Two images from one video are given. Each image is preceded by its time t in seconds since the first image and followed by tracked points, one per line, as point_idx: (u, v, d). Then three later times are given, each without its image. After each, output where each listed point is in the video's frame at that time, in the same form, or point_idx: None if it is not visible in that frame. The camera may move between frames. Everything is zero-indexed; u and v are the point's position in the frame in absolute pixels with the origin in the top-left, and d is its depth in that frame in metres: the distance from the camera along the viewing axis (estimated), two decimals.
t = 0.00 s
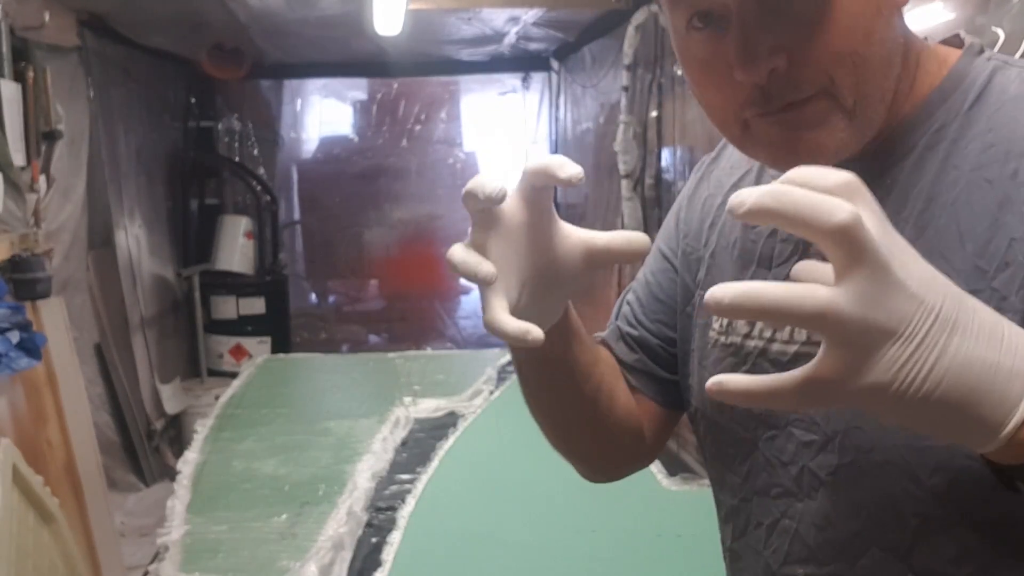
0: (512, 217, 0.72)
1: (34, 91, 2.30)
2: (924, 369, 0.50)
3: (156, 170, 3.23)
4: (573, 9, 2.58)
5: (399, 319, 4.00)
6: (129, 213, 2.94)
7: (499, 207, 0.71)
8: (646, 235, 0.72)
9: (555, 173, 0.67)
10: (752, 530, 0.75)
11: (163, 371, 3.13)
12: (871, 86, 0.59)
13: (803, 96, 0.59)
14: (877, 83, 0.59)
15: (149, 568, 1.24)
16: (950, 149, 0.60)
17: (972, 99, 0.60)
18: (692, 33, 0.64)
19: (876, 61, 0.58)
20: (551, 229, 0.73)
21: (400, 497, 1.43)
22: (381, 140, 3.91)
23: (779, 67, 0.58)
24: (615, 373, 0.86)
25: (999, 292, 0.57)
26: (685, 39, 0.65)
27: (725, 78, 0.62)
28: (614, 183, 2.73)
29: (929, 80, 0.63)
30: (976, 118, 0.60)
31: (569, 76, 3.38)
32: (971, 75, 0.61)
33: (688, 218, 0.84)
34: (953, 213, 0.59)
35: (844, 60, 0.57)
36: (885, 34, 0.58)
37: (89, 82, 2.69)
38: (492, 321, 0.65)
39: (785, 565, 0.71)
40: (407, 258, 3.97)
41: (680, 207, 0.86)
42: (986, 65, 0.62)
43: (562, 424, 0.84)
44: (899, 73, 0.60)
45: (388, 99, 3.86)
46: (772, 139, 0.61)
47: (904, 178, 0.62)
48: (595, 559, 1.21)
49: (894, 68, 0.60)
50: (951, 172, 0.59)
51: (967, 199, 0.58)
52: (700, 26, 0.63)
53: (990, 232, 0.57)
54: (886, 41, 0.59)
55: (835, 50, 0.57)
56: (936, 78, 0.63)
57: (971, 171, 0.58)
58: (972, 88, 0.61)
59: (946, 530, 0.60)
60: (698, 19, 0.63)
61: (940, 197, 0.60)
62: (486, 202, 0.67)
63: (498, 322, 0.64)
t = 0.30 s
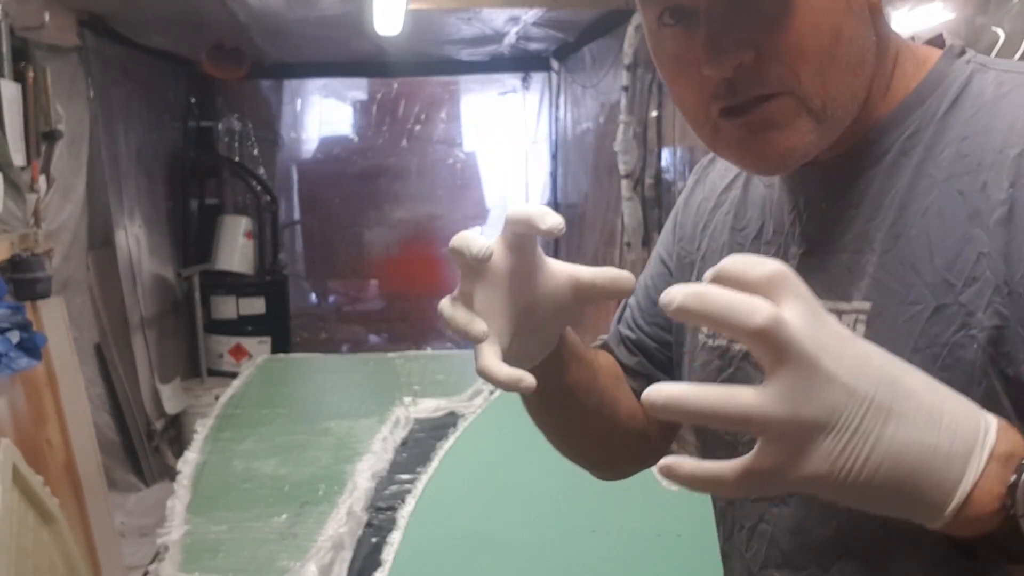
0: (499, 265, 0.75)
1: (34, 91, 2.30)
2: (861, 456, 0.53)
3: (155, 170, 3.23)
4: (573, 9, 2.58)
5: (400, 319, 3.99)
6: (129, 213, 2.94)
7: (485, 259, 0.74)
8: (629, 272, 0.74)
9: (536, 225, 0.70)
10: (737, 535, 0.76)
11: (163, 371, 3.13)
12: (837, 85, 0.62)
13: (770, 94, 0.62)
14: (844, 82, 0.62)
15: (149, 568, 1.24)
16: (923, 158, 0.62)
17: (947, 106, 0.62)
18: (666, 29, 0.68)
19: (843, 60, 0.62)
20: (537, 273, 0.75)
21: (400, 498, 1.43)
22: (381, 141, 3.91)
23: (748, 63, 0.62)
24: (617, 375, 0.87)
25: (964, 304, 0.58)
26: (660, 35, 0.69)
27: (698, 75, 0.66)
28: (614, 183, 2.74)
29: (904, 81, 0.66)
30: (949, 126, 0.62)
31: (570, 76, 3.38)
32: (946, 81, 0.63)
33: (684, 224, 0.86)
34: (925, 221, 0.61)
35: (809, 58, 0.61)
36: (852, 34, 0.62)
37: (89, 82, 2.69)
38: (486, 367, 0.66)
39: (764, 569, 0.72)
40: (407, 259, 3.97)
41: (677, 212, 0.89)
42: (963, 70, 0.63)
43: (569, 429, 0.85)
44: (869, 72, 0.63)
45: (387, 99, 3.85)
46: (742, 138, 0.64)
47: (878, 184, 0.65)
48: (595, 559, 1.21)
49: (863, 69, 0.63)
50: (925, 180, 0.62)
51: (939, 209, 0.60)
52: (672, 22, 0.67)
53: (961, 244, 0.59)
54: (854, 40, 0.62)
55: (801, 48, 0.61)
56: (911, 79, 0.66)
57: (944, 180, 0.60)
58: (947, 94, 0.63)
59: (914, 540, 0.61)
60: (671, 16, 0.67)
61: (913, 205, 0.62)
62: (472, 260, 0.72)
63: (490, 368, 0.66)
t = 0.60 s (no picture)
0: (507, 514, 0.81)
1: (35, 90, 2.29)
2: None
3: (155, 170, 3.23)
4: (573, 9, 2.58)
5: (399, 319, 4.01)
6: (129, 213, 2.94)
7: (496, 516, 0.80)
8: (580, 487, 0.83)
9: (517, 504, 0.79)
10: (722, 529, 0.78)
11: (163, 371, 3.13)
12: (849, 77, 0.59)
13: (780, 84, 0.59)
14: (858, 72, 0.59)
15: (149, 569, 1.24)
16: (915, 165, 0.58)
17: (949, 106, 0.58)
18: (669, 10, 0.66)
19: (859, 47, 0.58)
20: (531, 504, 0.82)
21: (400, 497, 1.43)
22: (381, 141, 3.91)
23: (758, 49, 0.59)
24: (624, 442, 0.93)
25: (942, 325, 0.54)
26: (662, 17, 0.67)
27: (704, 63, 0.64)
28: (614, 183, 2.74)
29: (919, 68, 0.62)
30: (946, 130, 0.57)
31: (570, 76, 3.39)
32: (950, 80, 0.59)
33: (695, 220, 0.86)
34: (911, 232, 0.57)
35: (824, 46, 0.58)
36: (871, 19, 0.58)
37: (89, 82, 2.69)
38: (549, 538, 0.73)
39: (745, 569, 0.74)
40: (407, 258, 3.97)
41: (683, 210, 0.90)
42: (968, 68, 0.59)
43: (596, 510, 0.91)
44: (887, 58, 0.60)
45: (388, 99, 3.86)
46: (751, 130, 0.61)
47: (873, 189, 0.61)
48: (596, 560, 1.20)
49: (878, 57, 0.59)
50: (915, 190, 0.58)
51: (926, 221, 0.56)
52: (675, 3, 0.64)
53: (943, 261, 0.54)
54: (874, 23, 0.58)
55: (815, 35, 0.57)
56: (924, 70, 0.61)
57: (933, 192, 0.56)
58: (950, 94, 0.58)
59: (882, 563, 0.59)
60: None
61: (901, 216, 0.58)
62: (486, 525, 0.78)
63: (534, 541, 0.73)
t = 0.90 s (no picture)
0: None
1: (34, 90, 2.29)
2: None
3: (155, 169, 3.22)
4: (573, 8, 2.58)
5: (399, 319, 4.01)
6: (129, 213, 2.94)
7: None
8: None
9: None
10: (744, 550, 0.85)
11: (162, 371, 3.13)
12: (797, 129, 0.61)
13: (731, 149, 0.61)
14: (804, 123, 0.61)
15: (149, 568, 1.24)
16: (874, 218, 0.60)
17: (897, 152, 0.60)
18: (593, 91, 0.69)
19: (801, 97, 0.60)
20: None
21: (400, 497, 1.42)
22: (381, 141, 3.91)
23: (700, 123, 0.61)
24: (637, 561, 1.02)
25: (920, 395, 0.56)
26: (587, 98, 0.71)
27: (644, 141, 0.65)
28: (614, 182, 2.74)
29: (859, 111, 0.65)
30: (901, 179, 0.59)
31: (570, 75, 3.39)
32: (895, 121, 0.61)
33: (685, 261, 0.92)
34: (878, 291, 0.59)
35: (770, 104, 0.60)
36: (803, 66, 0.60)
37: (89, 81, 2.69)
38: None
39: None
40: (407, 258, 3.97)
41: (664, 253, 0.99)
42: (914, 109, 0.61)
43: None
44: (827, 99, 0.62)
45: (387, 99, 3.86)
46: (708, 197, 0.64)
47: (828, 240, 0.64)
48: (598, 561, 1.21)
49: (821, 102, 0.62)
50: (878, 244, 0.60)
51: (893, 280, 0.58)
52: (599, 85, 0.68)
53: (914, 327, 0.56)
54: (808, 72, 0.61)
55: (755, 98, 0.60)
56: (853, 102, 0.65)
57: (896, 247, 0.58)
58: (898, 137, 0.60)
59: None
60: (597, 80, 0.68)
61: (866, 272, 0.61)
62: None
63: None
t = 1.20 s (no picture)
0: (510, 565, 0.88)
1: (36, 91, 2.30)
2: None
3: (156, 169, 3.24)
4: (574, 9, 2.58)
5: (400, 319, 4.02)
6: (131, 213, 2.95)
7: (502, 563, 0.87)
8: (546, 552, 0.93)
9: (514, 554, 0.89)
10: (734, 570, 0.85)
11: (164, 371, 3.14)
12: (761, 148, 0.63)
13: (696, 169, 0.65)
14: (765, 139, 0.63)
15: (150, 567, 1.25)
16: (846, 226, 0.63)
17: (868, 158, 0.62)
18: (558, 117, 0.73)
19: (764, 112, 0.63)
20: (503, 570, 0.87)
21: (400, 497, 1.44)
22: (382, 141, 3.92)
23: (659, 144, 0.64)
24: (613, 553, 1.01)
25: (886, 398, 0.58)
26: (555, 123, 0.74)
27: (610, 164, 0.69)
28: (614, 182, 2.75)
29: (831, 124, 0.68)
30: (872, 186, 0.62)
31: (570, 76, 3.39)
32: (865, 129, 0.63)
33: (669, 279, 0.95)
34: (849, 298, 0.62)
35: (731, 120, 0.62)
36: (763, 82, 0.63)
37: (91, 82, 2.70)
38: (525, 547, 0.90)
39: None
40: (407, 258, 3.97)
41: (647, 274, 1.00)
42: (882, 115, 0.63)
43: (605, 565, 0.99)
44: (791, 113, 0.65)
45: (388, 99, 3.88)
46: (677, 218, 0.66)
47: (807, 253, 0.66)
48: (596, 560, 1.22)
49: (783, 117, 0.64)
50: (851, 250, 0.62)
51: (862, 287, 0.60)
52: (562, 110, 0.71)
53: (880, 330, 0.58)
54: (770, 88, 0.63)
55: (713, 118, 0.62)
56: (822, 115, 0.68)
57: (866, 253, 0.60)
58: (869, 144, 0.63)
59: None
60: (560, 106, 0.71)
61: (838, 279, 0.63)
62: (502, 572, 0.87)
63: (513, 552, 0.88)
